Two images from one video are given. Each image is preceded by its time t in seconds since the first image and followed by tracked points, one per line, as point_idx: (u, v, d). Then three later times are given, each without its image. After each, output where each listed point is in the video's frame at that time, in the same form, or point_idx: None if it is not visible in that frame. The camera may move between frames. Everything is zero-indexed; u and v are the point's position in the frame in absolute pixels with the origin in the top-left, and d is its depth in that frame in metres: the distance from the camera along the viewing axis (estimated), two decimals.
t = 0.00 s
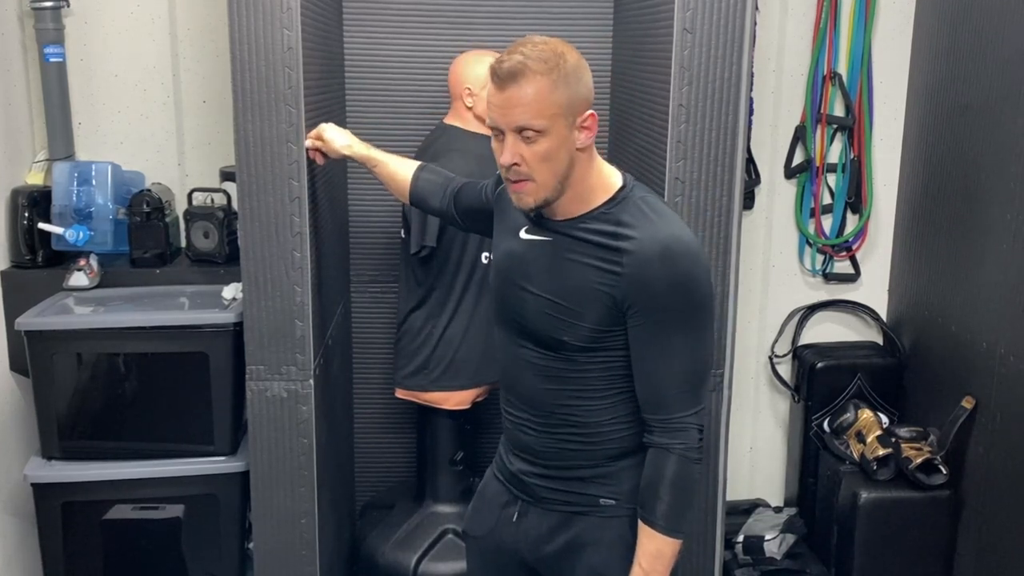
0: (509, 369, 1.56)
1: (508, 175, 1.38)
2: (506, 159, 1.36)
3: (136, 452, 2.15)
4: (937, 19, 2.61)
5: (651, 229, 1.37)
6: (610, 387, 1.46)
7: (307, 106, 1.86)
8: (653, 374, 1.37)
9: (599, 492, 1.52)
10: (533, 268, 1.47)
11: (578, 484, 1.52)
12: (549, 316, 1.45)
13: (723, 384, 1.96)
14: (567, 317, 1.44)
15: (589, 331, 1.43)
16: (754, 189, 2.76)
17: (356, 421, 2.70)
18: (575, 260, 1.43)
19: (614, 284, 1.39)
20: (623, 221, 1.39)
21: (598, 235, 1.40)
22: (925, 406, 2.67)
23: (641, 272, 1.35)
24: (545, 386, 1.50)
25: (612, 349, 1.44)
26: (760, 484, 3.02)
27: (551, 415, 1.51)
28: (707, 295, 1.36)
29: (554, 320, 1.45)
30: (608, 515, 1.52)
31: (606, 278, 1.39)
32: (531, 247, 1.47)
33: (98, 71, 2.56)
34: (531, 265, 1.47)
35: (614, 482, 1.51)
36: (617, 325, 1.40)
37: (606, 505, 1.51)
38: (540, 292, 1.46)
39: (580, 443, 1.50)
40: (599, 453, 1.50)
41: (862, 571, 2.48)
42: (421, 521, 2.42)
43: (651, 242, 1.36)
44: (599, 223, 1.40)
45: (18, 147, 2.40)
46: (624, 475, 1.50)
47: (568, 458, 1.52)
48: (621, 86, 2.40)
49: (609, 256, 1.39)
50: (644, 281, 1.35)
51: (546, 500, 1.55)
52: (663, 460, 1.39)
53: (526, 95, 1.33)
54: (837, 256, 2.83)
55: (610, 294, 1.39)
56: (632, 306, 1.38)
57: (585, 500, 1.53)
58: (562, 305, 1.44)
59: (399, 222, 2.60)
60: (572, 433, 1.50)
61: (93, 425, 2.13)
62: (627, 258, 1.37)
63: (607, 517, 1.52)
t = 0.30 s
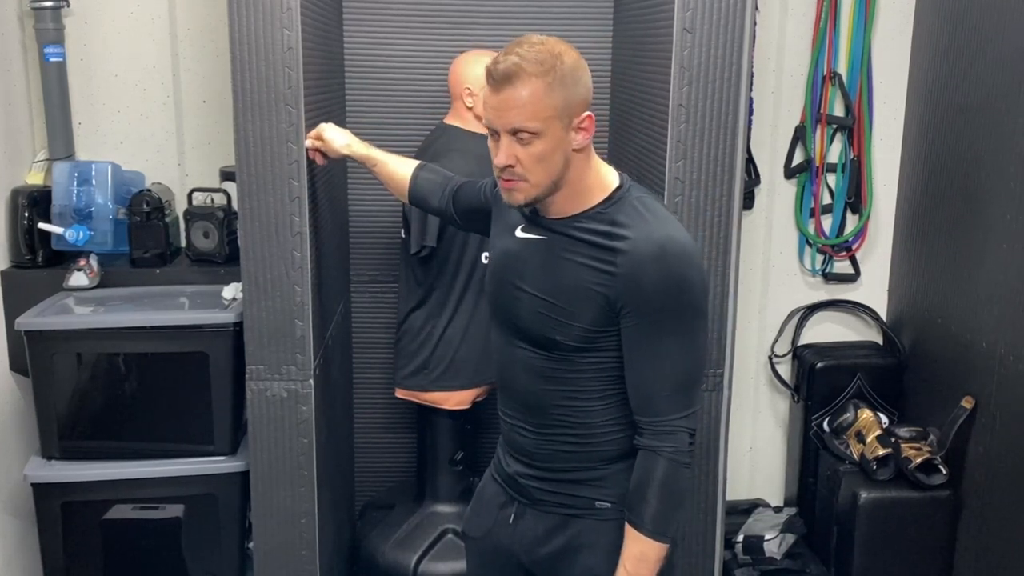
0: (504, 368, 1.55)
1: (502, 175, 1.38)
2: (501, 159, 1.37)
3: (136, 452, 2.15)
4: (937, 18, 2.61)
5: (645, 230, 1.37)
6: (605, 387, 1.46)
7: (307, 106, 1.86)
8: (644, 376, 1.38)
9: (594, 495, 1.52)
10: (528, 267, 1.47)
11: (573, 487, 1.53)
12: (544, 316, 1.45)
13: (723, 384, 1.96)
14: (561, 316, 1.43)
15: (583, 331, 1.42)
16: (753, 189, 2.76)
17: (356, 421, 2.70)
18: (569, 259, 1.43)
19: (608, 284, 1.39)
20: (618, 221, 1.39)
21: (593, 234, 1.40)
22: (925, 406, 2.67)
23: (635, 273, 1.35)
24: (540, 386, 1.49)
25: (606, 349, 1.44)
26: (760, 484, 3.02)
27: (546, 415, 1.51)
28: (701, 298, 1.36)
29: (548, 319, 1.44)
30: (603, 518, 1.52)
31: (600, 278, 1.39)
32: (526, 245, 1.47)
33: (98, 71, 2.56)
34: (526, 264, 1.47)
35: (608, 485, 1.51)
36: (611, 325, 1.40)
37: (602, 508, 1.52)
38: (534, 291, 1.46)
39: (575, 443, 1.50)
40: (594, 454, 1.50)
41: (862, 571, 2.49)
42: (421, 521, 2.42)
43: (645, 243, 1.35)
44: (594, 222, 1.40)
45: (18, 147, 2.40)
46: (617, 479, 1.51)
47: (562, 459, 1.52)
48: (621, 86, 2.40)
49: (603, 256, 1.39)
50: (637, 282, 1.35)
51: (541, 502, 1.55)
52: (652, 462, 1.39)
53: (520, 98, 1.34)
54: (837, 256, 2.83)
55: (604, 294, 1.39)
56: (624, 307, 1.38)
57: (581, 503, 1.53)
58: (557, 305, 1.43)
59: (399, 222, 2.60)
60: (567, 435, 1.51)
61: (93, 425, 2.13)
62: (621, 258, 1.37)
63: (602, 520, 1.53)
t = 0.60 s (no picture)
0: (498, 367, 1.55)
1: (497, 177, 1.38)
2: (495, 162, 1.36)
3: (136, 452, 2.15)
4: (937, 18, 2.61)
5: (635, 231, 1.37)
6: (597, 387, 1.46)
7: (307, 107, 1.86)
8: (633, 375, 1.38)
9: (586, 495, 1.52)
10: (522, 266, 1.47)
11: (566, 486, 1.53)
12: (537, 315, 1.45)
13: (723, 384, 1.96)
14: (554, 316, 1.43)
15: (575, 330, 1.43)
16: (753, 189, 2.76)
17: (356, 421, 2.70)
18: (561, 258, 1.43)
19: (598, 283, 1.39)
20: (609, 220, 1.39)
21: (585, 233, 1.41)
22: (925, 407, 2.67)
23: (625, 271, 1.36)
24: (533, 384, 1.50)
25: (597, 348, 1.44)
26: (759, 484, 3.02)
27: (540, 412, 1.51)
28: (690, 298, 1.37)
29: (541, 318, 1.44)
30: (595, 519, 1.53)
31: (590, 277, 1.39)
32: (520, 243, 1.47)
33: (98, 71, 2.56)
34: (519, 264, 1.47)
35: (600, 486, 1.51)
36: (602, 324, 1.40)
37: (592, 508, 1.52)
38: (528, 290, 1.46)
39: (568, 442, 1.50)
40: (587, 454, 1.50)
41: (862, 571, 2.49)
42: (421, 521, 2.42)
43: (635, 243, 1.36)
44: (586, 222, 1.41)
45: (18, 147, 2.40)
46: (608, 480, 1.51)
47: (555, 458, 1.52)
48: (621, 86, 2.40)
49: (594, 254, 1.39)
50: (627, 281, 1.36)
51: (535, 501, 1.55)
52: (638, 462, 1.39)
53: (513, 101, 1.33)
54: (837, 256, 2.83)
55: (594, 293, 1.40)
56: (614, 306, 1.38)
57: (572, 503, 1.53)
58: (550, 305, 1.43)
59: (399, 222, 2.60)
60: (559, 435, 1.50)
61: (93, 425, 2.13)
62: (611, 258, 1.37)
63: (593, 521, 1.53)
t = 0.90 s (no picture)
0: (478, 357, 1.54)
1: (476, 167, 1.38)
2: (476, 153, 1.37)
3: (136, 452, 2.15)
4: (937, 18, 2.61)
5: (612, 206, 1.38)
6: (579, 371, 1.46)
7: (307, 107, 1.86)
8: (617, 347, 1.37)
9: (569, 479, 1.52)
10: (502, 256, 1.45)
11: (550, 471, 1.52)
12: (520, 302, 1.43)
13: (723, 384, 1.96)
14: (538, 301, 1.42)
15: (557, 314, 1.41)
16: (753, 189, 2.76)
17: (356, 421, 2.70)
18: (542, 242, 1.41)
19: (579, 261, 1.38)
20: (585, 201, 1.40)
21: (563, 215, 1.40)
22: (925, 407, 2.67)
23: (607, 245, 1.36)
24: (518, 372, 1.48)
25: (579, 330, 1.44)
26: (759, 484, 3.03)
27: (523, 400, 1.50)
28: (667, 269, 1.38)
29: (526, 305, 1.43)
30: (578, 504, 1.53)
31: (571, 254, 1.38)
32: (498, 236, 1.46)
33: (98, 71, 2.56)
34: (499, 255, 1.46)
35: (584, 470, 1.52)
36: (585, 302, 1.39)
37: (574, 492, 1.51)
38: (511, 279, 1.44)
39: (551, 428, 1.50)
40: (571, 437, 1.49)
41: (862, 571, 2.49)
42: (421, 521, 2.42)
43: (613, 218, 1.36)
44: (564, 207, 1.40)
45: (18, 147, 2.40)
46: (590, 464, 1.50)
47: (539, 445, 1.51)
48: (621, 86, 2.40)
49: (574, 234, 1.39)
50: (608, 254, 1.36)
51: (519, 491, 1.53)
52: (619, 423, 1.35)
53: (490, 91, 1.34)
54: (836, 256, 2.83)
55: (576, 271, 1.39)
56: (598, 280, 1.37)
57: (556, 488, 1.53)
58: (533, 290, 1.42)
59: (399, 222, 2.60)
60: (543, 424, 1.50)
61: (93, 425, 2.13)
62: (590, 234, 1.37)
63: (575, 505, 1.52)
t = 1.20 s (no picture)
0: (462, 349, 1.66)
1: (455, 160, 1.51)
2: (457, 147, 1.50)
3: (136, 452, 2.15)
4: (937, 18, 2.61)
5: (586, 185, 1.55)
6: (565, 347, 1.62)
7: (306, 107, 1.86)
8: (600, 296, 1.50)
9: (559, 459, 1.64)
10: (488, 246, 1.57)
11: (542, 455, 1.64)
12: (510, 288, 1.57)
13: (723, 384, 1.96)
14: (527, 284, 1.56)
15: (542, 293, 1.56)
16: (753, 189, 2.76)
17: (356, 421, 2.70)
18: (525, 226, 1.56)
19: (563, 236, 1.54)
20: (562, 184, 1.56)
21: (543, 198, 1.56)
22: (925, 407, 2.67)
23: (588, 217, 1.52)
24: (510, 357, 1.63)
25: (564, 304, 1.59)
26: (759, 484, 3.03)
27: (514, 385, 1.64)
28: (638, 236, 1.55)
29: (518, 288, 1.57)
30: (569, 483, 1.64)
31: (556, 231, 1.54)
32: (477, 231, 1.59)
33: (98, 71, 2.56)
34: (485, 244, 1.58)
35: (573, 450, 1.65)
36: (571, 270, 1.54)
37: (568, 472, 1.64)
38: (501, 267, 1.56)
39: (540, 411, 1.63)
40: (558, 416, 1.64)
41: (863, 572, 2.48)
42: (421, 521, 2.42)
43: (590, 194, 1.53)
44: (539, 191, 1.56)
45: (18, 146, 2.40)
46: (580, 445, 1.65)
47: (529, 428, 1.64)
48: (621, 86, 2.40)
49: (555, 212, 1.55)
50: (590, 224, 1.52)
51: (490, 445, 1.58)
52: (608, 360, 1.45)
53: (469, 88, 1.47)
54: (836, 256, 2.83)
55: (562, 244, 1.54)
56: (582, 248, 1.53)
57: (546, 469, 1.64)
58: (522, 272, 1.56)
59: (399, 223, 2.60)
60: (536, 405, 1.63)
61: (93, 425, 2.13)
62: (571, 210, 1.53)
63: (569, 484, 1.64)
